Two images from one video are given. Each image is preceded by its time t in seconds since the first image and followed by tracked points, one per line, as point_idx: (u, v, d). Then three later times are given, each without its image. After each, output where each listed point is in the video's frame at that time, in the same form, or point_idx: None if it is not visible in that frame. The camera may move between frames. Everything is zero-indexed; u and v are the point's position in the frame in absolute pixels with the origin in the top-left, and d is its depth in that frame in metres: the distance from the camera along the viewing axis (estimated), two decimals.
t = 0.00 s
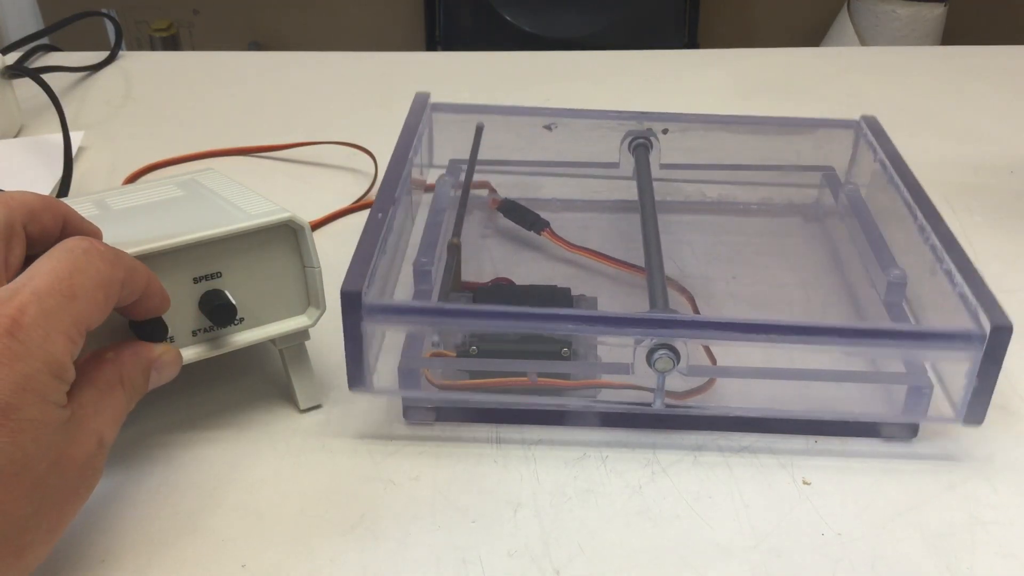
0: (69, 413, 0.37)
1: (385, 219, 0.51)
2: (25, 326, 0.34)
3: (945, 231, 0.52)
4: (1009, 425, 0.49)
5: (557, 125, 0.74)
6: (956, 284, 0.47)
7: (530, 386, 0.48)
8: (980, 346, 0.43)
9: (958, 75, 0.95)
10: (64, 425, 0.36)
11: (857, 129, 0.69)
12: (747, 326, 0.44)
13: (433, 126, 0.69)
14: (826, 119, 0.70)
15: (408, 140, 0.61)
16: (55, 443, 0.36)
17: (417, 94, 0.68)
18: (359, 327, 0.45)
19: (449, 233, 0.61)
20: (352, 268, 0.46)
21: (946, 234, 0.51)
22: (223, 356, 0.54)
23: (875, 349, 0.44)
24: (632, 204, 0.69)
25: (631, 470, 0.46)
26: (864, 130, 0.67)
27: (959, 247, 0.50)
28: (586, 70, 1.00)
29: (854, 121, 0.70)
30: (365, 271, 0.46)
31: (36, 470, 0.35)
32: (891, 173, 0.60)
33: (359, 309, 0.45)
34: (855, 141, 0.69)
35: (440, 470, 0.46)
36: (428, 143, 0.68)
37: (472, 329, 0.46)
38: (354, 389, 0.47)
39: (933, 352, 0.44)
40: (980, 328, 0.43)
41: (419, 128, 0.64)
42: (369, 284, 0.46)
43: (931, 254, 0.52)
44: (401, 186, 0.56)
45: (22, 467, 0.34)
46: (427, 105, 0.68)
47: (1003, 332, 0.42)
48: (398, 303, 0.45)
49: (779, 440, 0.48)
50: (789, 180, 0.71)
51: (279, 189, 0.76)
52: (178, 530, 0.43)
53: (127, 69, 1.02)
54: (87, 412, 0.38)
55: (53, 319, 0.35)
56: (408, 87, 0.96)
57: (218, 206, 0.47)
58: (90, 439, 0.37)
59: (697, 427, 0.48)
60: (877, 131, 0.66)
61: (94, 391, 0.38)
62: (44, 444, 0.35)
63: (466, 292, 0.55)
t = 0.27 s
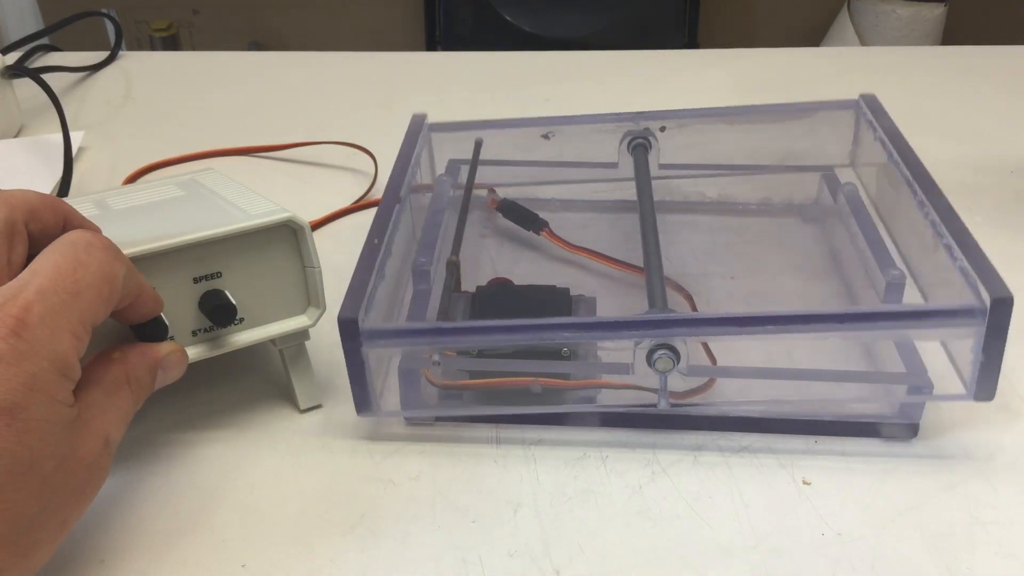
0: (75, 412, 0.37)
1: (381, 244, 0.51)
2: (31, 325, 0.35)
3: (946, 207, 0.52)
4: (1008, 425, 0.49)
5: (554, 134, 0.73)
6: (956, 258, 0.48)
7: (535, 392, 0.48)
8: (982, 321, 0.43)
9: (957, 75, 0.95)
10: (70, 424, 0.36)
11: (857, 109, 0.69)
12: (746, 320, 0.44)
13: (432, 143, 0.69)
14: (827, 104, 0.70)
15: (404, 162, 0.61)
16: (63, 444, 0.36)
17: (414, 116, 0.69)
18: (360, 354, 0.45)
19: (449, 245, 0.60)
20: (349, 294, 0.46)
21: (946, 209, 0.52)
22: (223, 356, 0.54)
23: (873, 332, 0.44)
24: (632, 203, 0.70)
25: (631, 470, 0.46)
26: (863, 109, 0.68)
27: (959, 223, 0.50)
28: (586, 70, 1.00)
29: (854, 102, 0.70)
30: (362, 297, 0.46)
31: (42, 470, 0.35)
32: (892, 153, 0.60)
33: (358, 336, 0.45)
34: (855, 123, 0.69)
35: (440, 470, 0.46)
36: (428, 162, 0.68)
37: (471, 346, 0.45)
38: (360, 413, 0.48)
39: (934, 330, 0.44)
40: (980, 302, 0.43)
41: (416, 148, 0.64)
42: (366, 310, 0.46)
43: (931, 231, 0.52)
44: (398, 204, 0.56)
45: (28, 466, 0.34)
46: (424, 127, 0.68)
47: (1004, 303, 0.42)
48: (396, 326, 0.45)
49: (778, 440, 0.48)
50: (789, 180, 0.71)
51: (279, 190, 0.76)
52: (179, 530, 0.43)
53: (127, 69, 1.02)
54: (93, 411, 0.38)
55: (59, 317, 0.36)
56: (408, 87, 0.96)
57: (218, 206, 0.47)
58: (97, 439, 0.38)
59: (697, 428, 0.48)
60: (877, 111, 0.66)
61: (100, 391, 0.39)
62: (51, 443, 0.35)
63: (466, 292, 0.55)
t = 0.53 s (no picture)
0: (75, 424, 0.37)
1: (382, 239, 0.51)
2: (34, 336, 0.35)
3: (945, 210, 0.51)
4: (1008, 425, 0.49)
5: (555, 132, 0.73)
6: (956, 264, 0.48)
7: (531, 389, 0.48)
8: (982, 328, 0.43)
9: (957, 75, 0.95)
10: (69, 436, 0.36)
11: (857, 113, 0.69)
12: (746, 322, 0.44)
13: (433, 142, 0.69)
14: (827, 107, 0.70)
15: (406, 155, 0.61)
16: (61, 455, 0.36)
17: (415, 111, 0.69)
18: (360, 347, 0.45)
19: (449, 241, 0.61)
20: (350, 288, 0.46)
21: (945, 213, 0.51)
22: (223, 356, 0.54)
23: (874, 338, 0.44)
24: (632, 203, 0.69)
25: (631, 470, 0.46)
26: (863, 113, 0.67)
27: (959, 226, 0.50)
28: (586, 70, 1.00)
29: (854, 105, 0.69)
30: (363, 290, 0.46)
31: (39, 480, 0.35)
32: (892, 155, 0.60)
33: (358, 329, 0.45)
34: (855, 127, 0.68)
35: (440, 470, 0.46)
36: (428, 160, 0.67)
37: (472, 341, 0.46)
38: (359, 407, 0.47)
39: (936, 336, 0.44)
40: (981, 309, 0.43)
41: (417, 146, 0.64)
42: (367, 304, 0.46)
43: (931, 236, 0.52)
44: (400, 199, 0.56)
45: (25, 476, 0.34)
46: (425, 123, 0.68)
47: (1004, 310, 0.42)
48: (396, 320, 0.45)
49: (778, 440, 0.48)
50: (789, 180, 0.71)
51: (279, 190, 0.76)
52: (179, 530, 0.42)
53: (127, 69, 1.02)
54: (94, 423, 0.38)
55: (63, 330, 0.36)
56: (408, 87, 0.96)
57: (218, 206, 0.47)
58: (97, 451, 0.38)
59: (697, 427, 0.48)
60: (877, 113, 0.66)
61: (101, 402, 0.39)
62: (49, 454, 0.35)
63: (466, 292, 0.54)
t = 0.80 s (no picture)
0: (75, 421, 0.37)
1: (386, 216, 0.51)
2: (30, 333, 0.35)
3: (944, 236, 0.52)
4: (1008, 425, 0.49)
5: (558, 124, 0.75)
6: (956, 289, 0.47)
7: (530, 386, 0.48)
8: (980, 354, 0.43)
9: (957, 75, 0.95)
10: (69, 433, 0.36)
11: (857, 134, 0.69)
12: (748, 329, 0.44)
13: (432, 125, 0.70)
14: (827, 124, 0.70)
15: (409, 137, 0.61)
16: (61, 452, 0.36)
17: (417, 92, 0.68)
18: (360, 321, 0.45)
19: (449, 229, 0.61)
20: (354, 263, 0.46)
21: (945, 240, 0.51)
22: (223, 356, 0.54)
23: (874, 354, 0.44)
24: (632, 203, 0.69)
25: (631, 470, 0.46)
26: (863, 134, 0.68)
27: (959, 253, 0.50)
28: (586, 70, 1.00)
29: (854, 126, 0.70)
30: (367, 265, 0.46)
31: (39, 479, 0.35)
32: (891, 176, 0.60)
33: (359, 303, 0.45)
34: (855, 145, 0.69)
35: (440, 470, 0.46)
36: (428, 154, 0.67)
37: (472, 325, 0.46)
38: (352, 381, 0.47)
39: (933, 358, 0.44)
40: (980, 335, 0.43)
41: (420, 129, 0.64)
42: (370, 279, 0.46)
43: (930, 259, 0.52)
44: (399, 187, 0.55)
45: (25, 475, 0.34)
46: (428, 105, 0.68)
47: (1003, 338, 0.42)
48: (398, 296, 0.45)
49: (778, 440, 0.48)
50: (789, 180, 0.71)
51: (279, 190, 0.76)
52: (180, 529, 0.43)
53: (127, 69, 1.02)
54: (95, 420, 0.38)
55: (60, 326, 0.36)
56: (408, 87, 0.96)
57: (218, 206, 0.47)
58: (98, 448, 0.37)
59: (697, 427, 0.48)
60: (876, 134, 0.66)
61: (102, 398, 0.39)
62: (49, 453, 0.35)
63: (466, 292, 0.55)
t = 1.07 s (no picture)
0: (170, 387, 0.38)
1: (384, 217, 0.51)
2: (142, 290, 0.37)
3: (945, 236, 0.52)
4: (1008, 425, 0.48)
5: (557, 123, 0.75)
6: (956, 289, 0.47)
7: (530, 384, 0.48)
8: (979, 354, 0.43)
9: (957, 75, 0.95)
10: (166, 396, 0.38)
11: (857, 136, 0.69)
12: (747, 329, 0.44)
13: (433, 121, 0.69)
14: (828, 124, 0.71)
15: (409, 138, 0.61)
16: (159, 414, 0.37)
17: (417, 89, 0.68)
18: (359, 322, 0.45)
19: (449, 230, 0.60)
20: (354, 263, 0.46)
21: (945, 240, 0.52)
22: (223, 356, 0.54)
23: (874, 354, 0.44)
24: (632, 203, 0.69)
25: (630, 470, 0.46)
26: (863, 134, 0.68)
27: (958, 254, 0.50)
28: (585, 70, 1.00)
29: (854, 127, 0.70)
30: (366, 266, 0.46)
31: (141, 436, 0.36)
32: (891, 177, 0.60)
33: (359, 303, 0.45)
34: (855, 148, 0.69)
35: (440, 470, 0.46)
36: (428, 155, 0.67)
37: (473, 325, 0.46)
38: (352, 382, 0.47)
39: (934, 358, 0.44)
40: (980, 335, 0.43)
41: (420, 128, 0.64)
42: (370, 279, 0.46)
43: (930, 261, 0.52)
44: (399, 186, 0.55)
45: (127, 429, 0.35)
46: (427, 103, 0.68)
47: (1002, 338, 0.42)
48: (397, 298, 0.45)
49: (778, 440, 0.48)
50: (789, 180, 0.71)
51: (279, 190, 0.76)
52: (181, 529, 0.43)
53: (127, 69, 1.02)
54: (186, 387, 0.39)
55: (167, 287, 0.38)
56: (408, 87, 0.96)
57: (218, 206, 0.47)
58: (190, 412, 0.39)
59: (697, 427, 0.48)
60: (877, 136, 0.66)
61: (190, 368, 0.40)
62: (149, 412, 0.36)
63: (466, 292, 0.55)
